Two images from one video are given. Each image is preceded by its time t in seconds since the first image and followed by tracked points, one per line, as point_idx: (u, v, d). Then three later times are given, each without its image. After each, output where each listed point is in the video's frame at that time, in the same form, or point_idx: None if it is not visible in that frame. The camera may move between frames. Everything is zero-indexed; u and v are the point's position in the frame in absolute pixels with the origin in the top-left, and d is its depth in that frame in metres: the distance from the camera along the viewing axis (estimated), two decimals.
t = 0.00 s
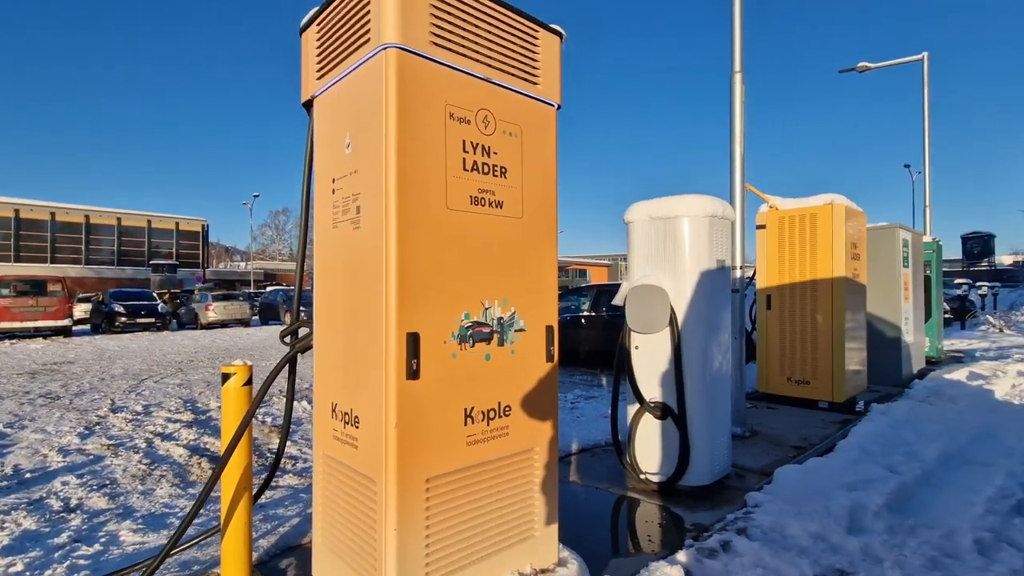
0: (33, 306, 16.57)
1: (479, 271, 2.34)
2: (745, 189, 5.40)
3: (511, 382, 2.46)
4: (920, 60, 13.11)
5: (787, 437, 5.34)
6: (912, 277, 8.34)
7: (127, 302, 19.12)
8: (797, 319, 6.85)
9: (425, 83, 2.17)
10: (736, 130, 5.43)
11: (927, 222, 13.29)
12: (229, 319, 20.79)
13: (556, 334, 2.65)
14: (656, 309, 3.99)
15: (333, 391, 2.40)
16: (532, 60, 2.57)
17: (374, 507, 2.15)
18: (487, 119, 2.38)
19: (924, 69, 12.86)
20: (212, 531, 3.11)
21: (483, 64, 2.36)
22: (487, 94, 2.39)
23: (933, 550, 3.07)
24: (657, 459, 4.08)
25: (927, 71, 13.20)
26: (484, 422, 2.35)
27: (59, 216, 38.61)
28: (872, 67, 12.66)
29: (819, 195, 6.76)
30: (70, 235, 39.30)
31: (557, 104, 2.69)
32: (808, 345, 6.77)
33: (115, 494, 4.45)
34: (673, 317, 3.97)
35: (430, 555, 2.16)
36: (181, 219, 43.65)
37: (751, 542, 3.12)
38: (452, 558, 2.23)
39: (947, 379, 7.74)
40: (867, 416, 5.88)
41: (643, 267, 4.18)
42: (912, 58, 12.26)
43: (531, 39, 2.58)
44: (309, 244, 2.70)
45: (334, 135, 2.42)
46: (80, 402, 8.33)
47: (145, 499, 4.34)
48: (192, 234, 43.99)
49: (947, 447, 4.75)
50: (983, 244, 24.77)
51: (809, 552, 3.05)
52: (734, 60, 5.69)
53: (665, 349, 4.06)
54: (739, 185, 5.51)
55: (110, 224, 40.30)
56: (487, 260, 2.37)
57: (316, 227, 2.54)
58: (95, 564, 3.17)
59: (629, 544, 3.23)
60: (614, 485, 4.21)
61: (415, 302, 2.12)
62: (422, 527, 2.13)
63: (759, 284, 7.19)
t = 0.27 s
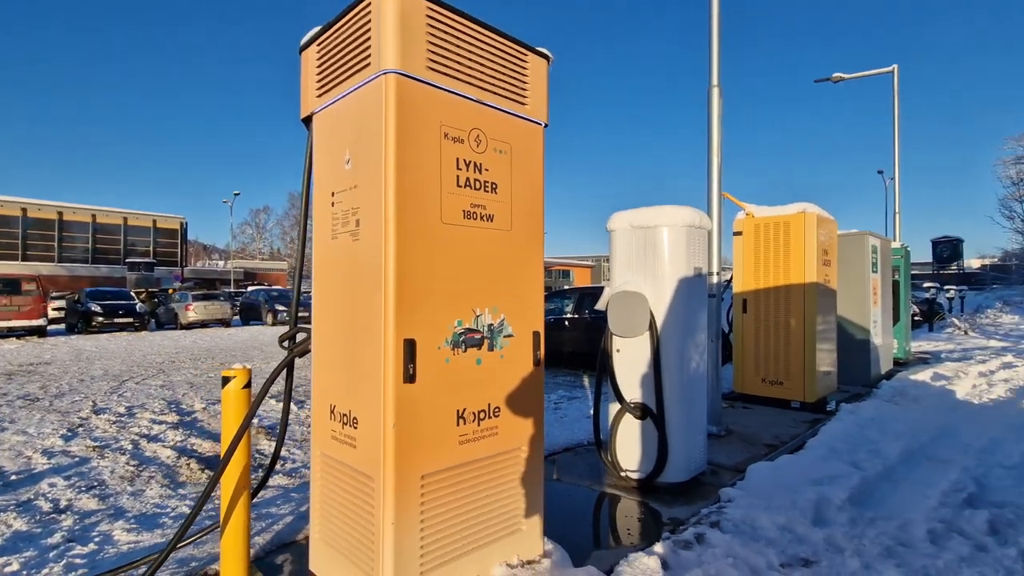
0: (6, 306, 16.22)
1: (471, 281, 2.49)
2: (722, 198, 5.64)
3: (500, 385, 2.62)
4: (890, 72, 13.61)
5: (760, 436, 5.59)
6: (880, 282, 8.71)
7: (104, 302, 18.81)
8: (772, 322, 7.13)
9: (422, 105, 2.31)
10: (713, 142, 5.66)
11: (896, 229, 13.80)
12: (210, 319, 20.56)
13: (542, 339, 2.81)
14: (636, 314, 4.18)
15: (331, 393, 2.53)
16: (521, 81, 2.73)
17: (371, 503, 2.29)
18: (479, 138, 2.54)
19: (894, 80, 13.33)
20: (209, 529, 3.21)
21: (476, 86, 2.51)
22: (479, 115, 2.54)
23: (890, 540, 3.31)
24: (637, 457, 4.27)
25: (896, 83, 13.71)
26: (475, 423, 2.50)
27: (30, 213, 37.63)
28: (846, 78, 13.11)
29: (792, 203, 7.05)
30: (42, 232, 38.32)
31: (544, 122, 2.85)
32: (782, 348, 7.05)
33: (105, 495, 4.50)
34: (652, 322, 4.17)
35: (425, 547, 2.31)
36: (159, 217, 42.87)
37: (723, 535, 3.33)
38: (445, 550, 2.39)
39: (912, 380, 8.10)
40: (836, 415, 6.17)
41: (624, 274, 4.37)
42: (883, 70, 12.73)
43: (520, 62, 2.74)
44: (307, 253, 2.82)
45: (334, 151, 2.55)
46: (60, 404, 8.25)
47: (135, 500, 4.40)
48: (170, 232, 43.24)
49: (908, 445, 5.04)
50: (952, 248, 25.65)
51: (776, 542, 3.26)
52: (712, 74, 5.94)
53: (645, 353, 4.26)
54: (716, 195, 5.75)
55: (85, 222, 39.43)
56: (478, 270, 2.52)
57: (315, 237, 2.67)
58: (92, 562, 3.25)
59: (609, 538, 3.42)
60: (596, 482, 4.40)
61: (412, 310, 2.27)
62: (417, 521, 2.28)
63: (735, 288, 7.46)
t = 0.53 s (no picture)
0: None
1: (463, 288, 2.62)
2: (699, 205, 5.86)
3: (490, 387, 2.75)
4: (860, 82, 14.13)
5: (735, 434, 5.82)
6: (849, 285, 9.07)
7: (75, 301, 18.36)
8: (746, 325, 7.40)
9: (418, 121, 2.43)
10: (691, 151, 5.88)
11: (865, 234, 14.32)
12: (186, 319, 20.23)
13: (529, 343, 2.94)
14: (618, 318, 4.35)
15: (328, 395, 2.64)
16: (511, 97, 2.87)
17: (367, 501, 2.40)
18: (471, 152, 2.67)
19: (863, 91, 13.85)
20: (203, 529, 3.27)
21: (468, 102, 2.64)
22: (471, 130, 2.67)
23: (854, 531, 3.53)
24: (618, 455, 4.44)
25: (865, 94, 14.25)
26: (467, 423, 2.63)
27: None
28: (818, 88, 13.58)
29: (766, 210, 7.34)
30: (7, 228, 37.08)
31: (532, 136, 2.99)
32: (756, 349, 7.32)
33: (90, 498, 4.50)
34: (633, 325, 4.35)
35: (419, 542, 2.43)
36: (131, 214, 41.84)
37: (699, 528, 3.51)
38: (438, 544, 2.51)
39: (878, 380, 8.46)
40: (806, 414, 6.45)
41: (606, 279, 4.53)
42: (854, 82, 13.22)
43: (510, 78, 2.87)
44: (302, 259, 2.92)
45: (331, 162, 2.65)
46: (35, 407, 8.10)
47: (121, 502, 4.41)
48: (143, 230, 42.24)
49: (873, 442, 5.32)
50: (918, 252, 26.57)
51: (749, 534, 3.46)
52: (690, 86, 6.16)
53: (626, 355, 4.43)
54: (694, 202, 5.97)
55: (53, 218, 38.29)
56: (470, 278, 2.64)
57: (312, 245, 2.76)
58: (83, 563, 3.28)
59: (592, 532, 3.57)
60: (579, 479, 4.56)
61: (408, 317, 2.39)
62: (412, 517, 2.39)
63: (712, 291, 7.71)
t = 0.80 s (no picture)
0: None
1: (463, 290, 2.75)
2: (682, 208, 6.07)
3: (488, 384, 2.88)
4: (834, 88, 14.58)
5: (715, 429, 6.05)
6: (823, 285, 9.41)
7: (48, 301, 17.93)
8: (726, 323, 7.66)
9: (421, 131, 2.55)
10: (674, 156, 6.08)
11: (839, 235, 14.80)
12: (164, 319, 19.91)
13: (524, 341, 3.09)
14: (606, 317, 4.51)
15: (332, 393, 2.75)
16: (507, 107, 3.00)
17: (373, 493, 2.51)
18: (470, 160, 2.79)
19: (837, 96, 14.31)
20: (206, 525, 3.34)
21: (467, 113, 2.77)
22: (470, 139, 2.79)
23: (827, 517, 3.76)
24: (605, 449, 4.61)
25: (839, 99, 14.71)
26: (466, 418, 2.76)
27: None
28: (794, 93, 13.98)
29: (745, 213, 7.59)
30: None
31: (527, 144, 3.13)
32: (735, 347, 7.58)
33: (82, 498, 4.51)
34: (620, 324, 4.52)
35: (422, 531, 2.56)
36: (104, 211, 40.84)
37: (683, 517, 3.70)
38: (440, 534, 2.64)
39: (850, 376, 8.82)
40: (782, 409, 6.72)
41: (594, 280, 4.69)
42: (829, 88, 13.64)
43: (505, 89, 3.01)
44: (305, 261, 3.01)
45: (335, 169, 2.76)
46: (14, 409, 7.97)
47: (115, 502, 4.43)
48: (116, 228, 41.27)
49: (845, 435, 5.59)
50: (889, 252, 27.41)
51: (729, 522, 3.66)
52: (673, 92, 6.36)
53: (613, 353, 4.60)
54: (676, 205, 6.18)
55: (22, 215, 37.18)
56: (469, 281, 2.77)
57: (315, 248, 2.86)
58: (84, 561, 3.33)
59: (582, 523, 3.74)
60: (568, 474, 4.72)
61: (411, 317, 2.51)
62: (416, 507, 2.52)
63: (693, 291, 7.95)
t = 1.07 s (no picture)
0: None
1: (465, 287, 2.86)
2: (671, 207, 6.23)
3: (489, 378, 3.00)
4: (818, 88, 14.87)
5: (703, 421, 6.24)
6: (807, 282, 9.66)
7: (30, 298, 17.66)
8: (713, 319, 7.86)
9: (426, 135, 2.66)
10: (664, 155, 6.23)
11: (822, 232, 15.13)
12: (150, 316, 19.72)
13: (523, 336, 3.21)
14: (599, 313, 4.65)
15: (339, 387, 2.85)
16: (507, 111, 3.12)
17: (381, 482, 2.63)
18: (472, 162, 2.90)
19: (820, 97, 14.61)
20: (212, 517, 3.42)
21: (469, 117, 2.88)
22: (472, 142, 2.90)
23: (809, 503, 3.95)
24: (597, 441, 4.76)
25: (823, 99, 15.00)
26: (469, 410, 2.88)
27: None
28: (779, 93, 14.25)
29: (732, 212, 7.79)
30: None
31: (525, 146, 3.24)
32: (721, 342, 7.79)
33: (82, 493, 4.55)
34: (612, 320, 4.66)
35: (428, 518, 2.68)
36: (85, 207, 40.12)
37: (673, 504, 3.86)
38: (444, 521, 2.77)
39: (832, 370, 9.09)
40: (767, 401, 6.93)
41: (587, 277, 4.83)
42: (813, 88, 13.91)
43: (505, 93, 3.12)
44: (310, 259, 3.10)
45: (341, 170, 2.85)
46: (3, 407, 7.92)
47: (115, 496, 4.48)
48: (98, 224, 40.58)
49: (826, 426, 5.81)
50: (871, 249, 27.98)
51: (717, 509, 3.83)
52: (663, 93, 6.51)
53: (605, 348, 4.74)
54: (665, 204, 6.33)
55: None
56: (471, 278, 2.89)
57: (321, 246, 2.95)
58: (91, 552, 3.40)
59: (577, 511, 3.88)
60: (562, 465, 4.87)
61: (417, 314, 2.62)
62: (422, 495, 2.64)
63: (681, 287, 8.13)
